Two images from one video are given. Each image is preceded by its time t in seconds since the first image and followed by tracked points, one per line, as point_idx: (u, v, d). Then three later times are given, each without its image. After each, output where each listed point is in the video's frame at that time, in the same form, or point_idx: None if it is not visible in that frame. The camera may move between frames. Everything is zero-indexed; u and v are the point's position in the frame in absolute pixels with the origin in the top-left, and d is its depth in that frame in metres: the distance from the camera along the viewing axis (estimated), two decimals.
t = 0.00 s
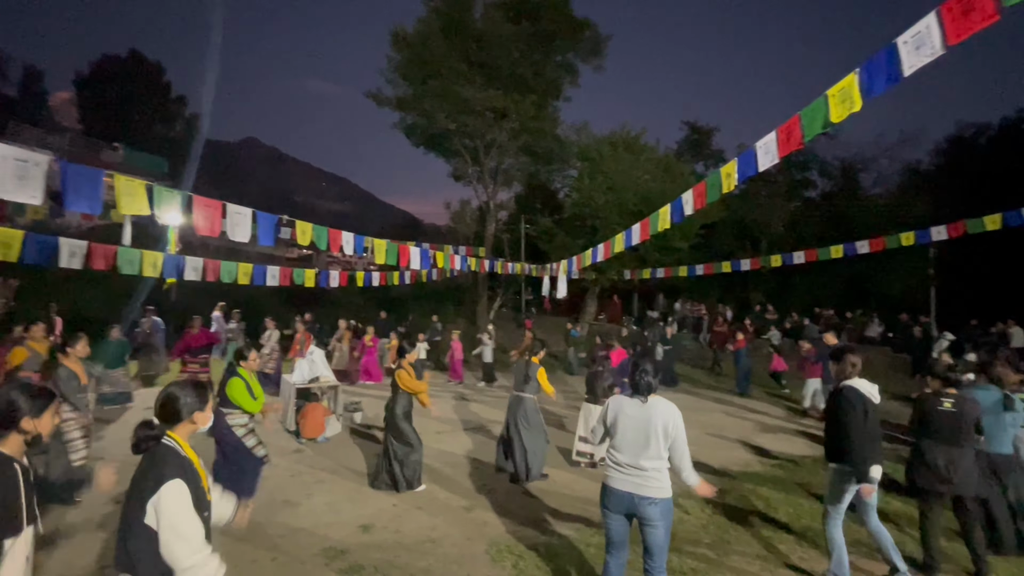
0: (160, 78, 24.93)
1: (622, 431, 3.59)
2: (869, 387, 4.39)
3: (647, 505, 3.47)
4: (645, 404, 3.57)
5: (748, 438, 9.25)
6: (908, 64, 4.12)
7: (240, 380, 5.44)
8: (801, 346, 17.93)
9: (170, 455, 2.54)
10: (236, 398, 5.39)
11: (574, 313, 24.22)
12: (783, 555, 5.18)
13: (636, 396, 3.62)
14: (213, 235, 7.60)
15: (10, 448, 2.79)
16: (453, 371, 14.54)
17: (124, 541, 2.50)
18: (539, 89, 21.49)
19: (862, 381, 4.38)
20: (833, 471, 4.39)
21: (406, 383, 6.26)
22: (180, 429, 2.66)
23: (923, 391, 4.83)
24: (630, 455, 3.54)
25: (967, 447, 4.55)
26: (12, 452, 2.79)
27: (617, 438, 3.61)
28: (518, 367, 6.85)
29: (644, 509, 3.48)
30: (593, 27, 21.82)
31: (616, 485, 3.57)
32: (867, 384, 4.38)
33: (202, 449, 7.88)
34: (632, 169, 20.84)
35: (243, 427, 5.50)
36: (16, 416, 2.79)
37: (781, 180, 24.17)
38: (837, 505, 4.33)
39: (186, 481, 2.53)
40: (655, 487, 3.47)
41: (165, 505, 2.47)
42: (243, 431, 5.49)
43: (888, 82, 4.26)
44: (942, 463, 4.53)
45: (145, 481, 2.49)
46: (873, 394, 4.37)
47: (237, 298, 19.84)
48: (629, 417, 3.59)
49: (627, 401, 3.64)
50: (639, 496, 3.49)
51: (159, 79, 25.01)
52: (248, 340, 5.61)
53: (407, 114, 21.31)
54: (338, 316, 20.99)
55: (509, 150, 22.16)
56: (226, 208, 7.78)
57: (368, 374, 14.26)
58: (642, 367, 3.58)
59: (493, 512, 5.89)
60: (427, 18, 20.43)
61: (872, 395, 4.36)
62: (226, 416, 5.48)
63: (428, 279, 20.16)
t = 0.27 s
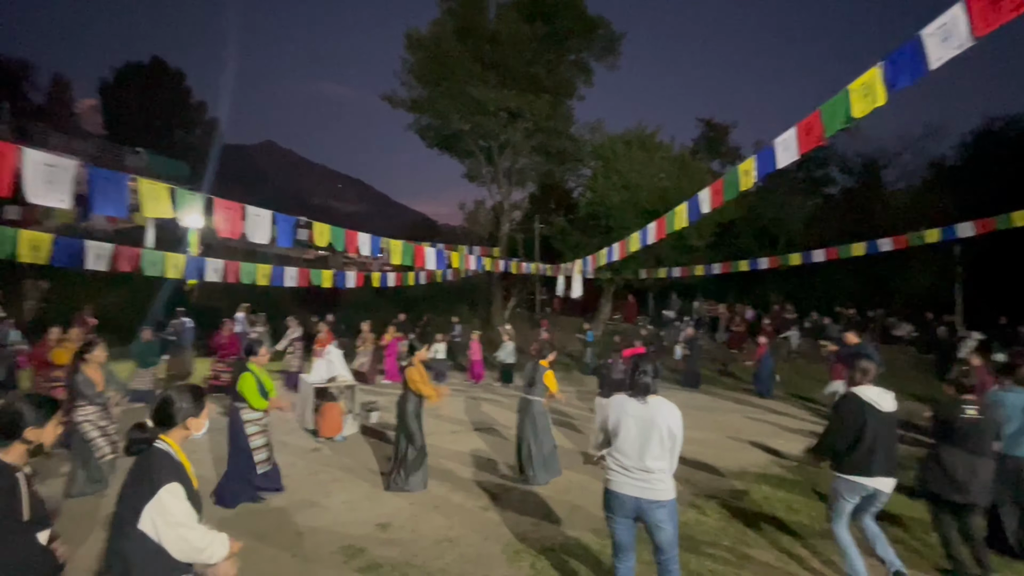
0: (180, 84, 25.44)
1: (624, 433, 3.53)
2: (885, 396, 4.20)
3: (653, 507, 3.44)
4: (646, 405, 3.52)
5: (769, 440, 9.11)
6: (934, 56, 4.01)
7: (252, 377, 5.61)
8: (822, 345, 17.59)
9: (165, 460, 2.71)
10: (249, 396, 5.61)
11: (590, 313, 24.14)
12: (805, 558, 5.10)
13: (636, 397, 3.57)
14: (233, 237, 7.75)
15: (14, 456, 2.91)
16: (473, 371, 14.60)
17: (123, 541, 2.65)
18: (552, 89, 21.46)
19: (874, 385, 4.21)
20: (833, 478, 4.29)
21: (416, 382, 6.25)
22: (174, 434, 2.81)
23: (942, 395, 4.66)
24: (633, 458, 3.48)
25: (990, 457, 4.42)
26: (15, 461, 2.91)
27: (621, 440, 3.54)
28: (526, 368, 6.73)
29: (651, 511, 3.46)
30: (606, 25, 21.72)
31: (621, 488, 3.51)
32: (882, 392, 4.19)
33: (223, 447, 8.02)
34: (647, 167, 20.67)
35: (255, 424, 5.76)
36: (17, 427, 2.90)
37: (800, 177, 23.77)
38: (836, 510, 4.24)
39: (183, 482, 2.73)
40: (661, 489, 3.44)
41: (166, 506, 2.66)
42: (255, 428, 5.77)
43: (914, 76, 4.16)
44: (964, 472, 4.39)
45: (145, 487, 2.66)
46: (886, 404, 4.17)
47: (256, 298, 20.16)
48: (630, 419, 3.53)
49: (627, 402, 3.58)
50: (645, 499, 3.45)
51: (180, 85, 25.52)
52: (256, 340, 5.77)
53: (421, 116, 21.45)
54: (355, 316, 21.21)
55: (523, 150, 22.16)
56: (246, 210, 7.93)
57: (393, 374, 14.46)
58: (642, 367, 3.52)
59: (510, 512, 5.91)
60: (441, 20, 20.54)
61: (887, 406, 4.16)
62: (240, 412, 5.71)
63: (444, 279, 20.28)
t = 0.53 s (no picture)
0: (207, 90, 26.10)
1: (643, 432, 3.46)
2: (909, 381, 3.97)
3: (672, 509, 3.37)
4: (665, 404, 3.45)
5: (796, 441, 8.93)
6: (974, 43, 3.87)
7: (267, 373, 5.55)
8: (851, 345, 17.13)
9: (172, 451, 2.61)
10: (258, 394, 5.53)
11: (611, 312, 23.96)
12: (836, 563, 4.98)
13: (655, 396, 3.49)
14: (261, 238, 7.91)
15: (23, 437, 3.00)
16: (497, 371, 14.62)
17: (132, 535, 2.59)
18: (571, 86, 21.38)
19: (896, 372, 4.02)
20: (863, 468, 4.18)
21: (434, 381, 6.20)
22: (183, 425, 2.71)
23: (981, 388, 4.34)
24: (653, 458, 3.41)
25: None
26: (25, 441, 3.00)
27: (640, 440, 3.48)
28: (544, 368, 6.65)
29: (670, 513, 3.38)
30: (626, 21, 21.56)
31: (640, 489, 3.45)
32: (901, 374, 4.00)
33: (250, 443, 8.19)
34: (669, 164, 20.42)
35: (265, 422, 5.68)
36: (22, 408, 2.98)
37: (826, 172, 23.19)
38: (871, 506, 4.07)
39: (188, 478, 2.60)
40: (681, 491, 3.37)
41: (166, 501, 2.54)
42: (265, 426, 5.67)
43: (951, 65, 4.03)
44: (1014, 467, 4.00)
45: (148, 477, 2.57)
46: (909, 389, 3.95)
47: (281, 299, 20.56)
48: (650, 418, 3.46)
49: (646, 401, 3.51)
50: (665, 501, 3.38)
51: (207, 91, 26.18)
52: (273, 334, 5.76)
53: (441, 116, 21.58)
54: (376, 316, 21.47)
55: (542, 148, 22.12)
56: (272, 212, 8.08)
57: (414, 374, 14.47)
58: (661, 365, 3.45)
59: (533, 511, 5.92)
60: (460, 20, 20.63)
61: (912, 391, 3.94)
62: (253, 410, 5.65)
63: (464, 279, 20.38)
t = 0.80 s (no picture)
0: (227, 94, 26.57)
1: (659, 436, 3.37)
2: (924, 403, 3.77)
3: (684, 518, 3.25)
4: (683, 408, 3.34)
5: (818, 445, 8.77)
6: (1004, 35, 3.75)
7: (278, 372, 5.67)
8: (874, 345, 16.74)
9: (171, 456, 2.66)
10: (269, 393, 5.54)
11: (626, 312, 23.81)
12: (861, 570, 4.87)
13: (672, 400, 3.39)
14: (280, 239, 8.02)
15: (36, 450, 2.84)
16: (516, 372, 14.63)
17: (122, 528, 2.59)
18: (586, 85, 21.31)
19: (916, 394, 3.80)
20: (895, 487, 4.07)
21: (447, 381, 6.32)
22: (186, 430, 2.75)
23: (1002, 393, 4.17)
24: (668, 462, 3.32)
25: None
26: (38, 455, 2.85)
27: (655, 444, 3.39)
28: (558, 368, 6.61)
29: (682, 521, 3.26)
30: (641, 19, 21.43)
31: (652, 494, 3.36)
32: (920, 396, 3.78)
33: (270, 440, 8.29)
34: (685, 162, 20.21)
35: (278, 421, 5.72)
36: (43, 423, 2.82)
37: (848, 168, 22.73)
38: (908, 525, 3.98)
39: (179, 481, 2.64)
40: (695, 498, 3.25)
41: (151, 506, 2.56)
42: (277, 424, 5.72)
43: (980, 57, 3.91)
44: None
45: (146, 476, 2.61)
46: (922, 411, 3.78)
47: (298, 299, 20.85)
48: (667, 422, 3.36)
49: (662, 404, 3.42)
50: (676, 508, 3.27)
51: (227, 95, 26.66)
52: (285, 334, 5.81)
53: (456, 116, 21.66)
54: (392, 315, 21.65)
55: (557, 148, 22.07)
56: (291, 213, 8.18)
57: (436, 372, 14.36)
58: (677, 368, 3.33)
59: (551, 512, 5.91)
60: (475, 21, 20.69)
61: (928, 412, 3.76)
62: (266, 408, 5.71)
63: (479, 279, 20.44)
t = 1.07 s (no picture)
0: (241, 98, 26.90)
1: (665, 439, 3.32)
2: (928, 392, 3.68)
3: (692, 521, 3.22)
4: (688, 411, 3.29)
5: (834, 448, 8.66)
6: None
7: (288, 372, 5.80)
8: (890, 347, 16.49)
9: (174, 452, 2.66)
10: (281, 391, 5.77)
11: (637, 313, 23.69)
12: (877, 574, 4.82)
13: (678, 401, 3.33)
14: (293, 241, 8.10)
15: (20, 437, 2.85)
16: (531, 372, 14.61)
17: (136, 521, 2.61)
18: (597, 85, 21.25)
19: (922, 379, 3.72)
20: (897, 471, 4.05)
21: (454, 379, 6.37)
22: (184, 425, 2.74)
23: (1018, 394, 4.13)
24: (675, 466, 3.28)
25: None
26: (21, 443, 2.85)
27: (661, 447, 3.35)
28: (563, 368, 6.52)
29: (690, 525, 3.22)
30: (653, 19, 21.34)
31: (659, 498, 3.31)
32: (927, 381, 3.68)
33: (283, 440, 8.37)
34: (697, 162, 20.07)
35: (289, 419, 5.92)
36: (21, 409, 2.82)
37: (863, 167, 22.40)
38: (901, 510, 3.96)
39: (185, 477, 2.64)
40: (702, 501, 3.22)
41: (166, 501, 2.59)
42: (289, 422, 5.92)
43: (1000, 54, 3.83)
44: None
45: (150, 474, 2.60)
46: (925, 400, 3.68)
47: (311, 299, 21.03)
48: (672, 425, 3.31)
49: (668, 406, 3.36)
50: (684, 511, 3.23)
51: (240, 98, 26.98)
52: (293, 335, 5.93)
53: (466, 118, 21.70)
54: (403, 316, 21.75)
55: (567, 149, 22.01)
56: (305, 216, 8.26)
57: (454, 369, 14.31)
58: (684, 370, 3.29)
59: (563, 513, 5.90)
60: (486, 23, 20.70)
61: (931, 401, 3.66)
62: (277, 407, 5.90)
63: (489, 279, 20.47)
